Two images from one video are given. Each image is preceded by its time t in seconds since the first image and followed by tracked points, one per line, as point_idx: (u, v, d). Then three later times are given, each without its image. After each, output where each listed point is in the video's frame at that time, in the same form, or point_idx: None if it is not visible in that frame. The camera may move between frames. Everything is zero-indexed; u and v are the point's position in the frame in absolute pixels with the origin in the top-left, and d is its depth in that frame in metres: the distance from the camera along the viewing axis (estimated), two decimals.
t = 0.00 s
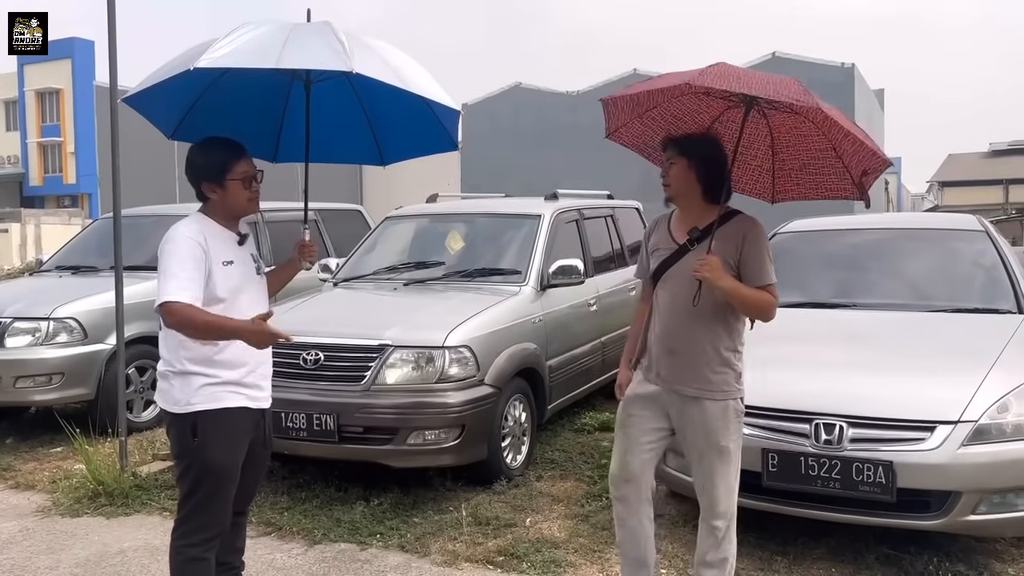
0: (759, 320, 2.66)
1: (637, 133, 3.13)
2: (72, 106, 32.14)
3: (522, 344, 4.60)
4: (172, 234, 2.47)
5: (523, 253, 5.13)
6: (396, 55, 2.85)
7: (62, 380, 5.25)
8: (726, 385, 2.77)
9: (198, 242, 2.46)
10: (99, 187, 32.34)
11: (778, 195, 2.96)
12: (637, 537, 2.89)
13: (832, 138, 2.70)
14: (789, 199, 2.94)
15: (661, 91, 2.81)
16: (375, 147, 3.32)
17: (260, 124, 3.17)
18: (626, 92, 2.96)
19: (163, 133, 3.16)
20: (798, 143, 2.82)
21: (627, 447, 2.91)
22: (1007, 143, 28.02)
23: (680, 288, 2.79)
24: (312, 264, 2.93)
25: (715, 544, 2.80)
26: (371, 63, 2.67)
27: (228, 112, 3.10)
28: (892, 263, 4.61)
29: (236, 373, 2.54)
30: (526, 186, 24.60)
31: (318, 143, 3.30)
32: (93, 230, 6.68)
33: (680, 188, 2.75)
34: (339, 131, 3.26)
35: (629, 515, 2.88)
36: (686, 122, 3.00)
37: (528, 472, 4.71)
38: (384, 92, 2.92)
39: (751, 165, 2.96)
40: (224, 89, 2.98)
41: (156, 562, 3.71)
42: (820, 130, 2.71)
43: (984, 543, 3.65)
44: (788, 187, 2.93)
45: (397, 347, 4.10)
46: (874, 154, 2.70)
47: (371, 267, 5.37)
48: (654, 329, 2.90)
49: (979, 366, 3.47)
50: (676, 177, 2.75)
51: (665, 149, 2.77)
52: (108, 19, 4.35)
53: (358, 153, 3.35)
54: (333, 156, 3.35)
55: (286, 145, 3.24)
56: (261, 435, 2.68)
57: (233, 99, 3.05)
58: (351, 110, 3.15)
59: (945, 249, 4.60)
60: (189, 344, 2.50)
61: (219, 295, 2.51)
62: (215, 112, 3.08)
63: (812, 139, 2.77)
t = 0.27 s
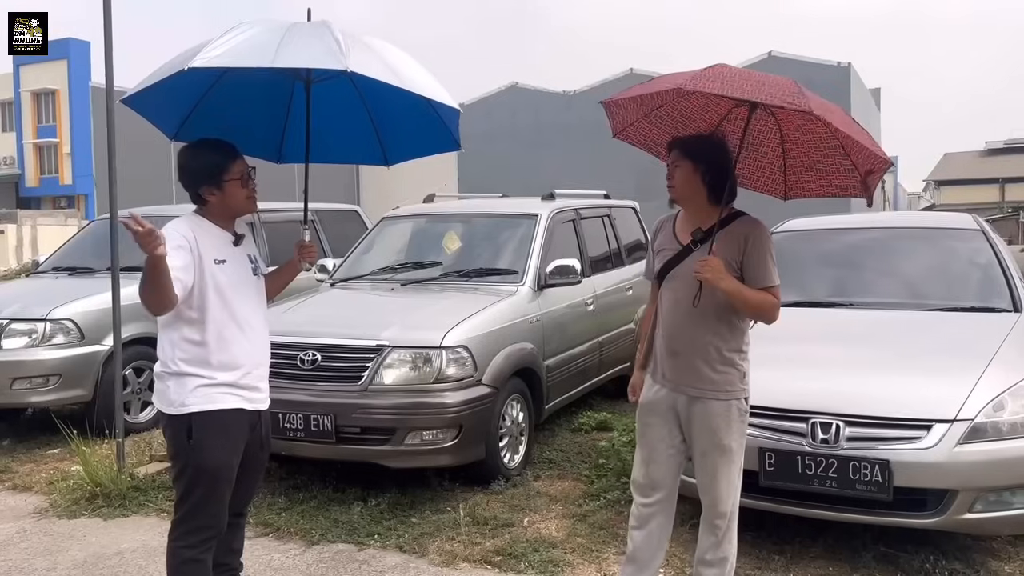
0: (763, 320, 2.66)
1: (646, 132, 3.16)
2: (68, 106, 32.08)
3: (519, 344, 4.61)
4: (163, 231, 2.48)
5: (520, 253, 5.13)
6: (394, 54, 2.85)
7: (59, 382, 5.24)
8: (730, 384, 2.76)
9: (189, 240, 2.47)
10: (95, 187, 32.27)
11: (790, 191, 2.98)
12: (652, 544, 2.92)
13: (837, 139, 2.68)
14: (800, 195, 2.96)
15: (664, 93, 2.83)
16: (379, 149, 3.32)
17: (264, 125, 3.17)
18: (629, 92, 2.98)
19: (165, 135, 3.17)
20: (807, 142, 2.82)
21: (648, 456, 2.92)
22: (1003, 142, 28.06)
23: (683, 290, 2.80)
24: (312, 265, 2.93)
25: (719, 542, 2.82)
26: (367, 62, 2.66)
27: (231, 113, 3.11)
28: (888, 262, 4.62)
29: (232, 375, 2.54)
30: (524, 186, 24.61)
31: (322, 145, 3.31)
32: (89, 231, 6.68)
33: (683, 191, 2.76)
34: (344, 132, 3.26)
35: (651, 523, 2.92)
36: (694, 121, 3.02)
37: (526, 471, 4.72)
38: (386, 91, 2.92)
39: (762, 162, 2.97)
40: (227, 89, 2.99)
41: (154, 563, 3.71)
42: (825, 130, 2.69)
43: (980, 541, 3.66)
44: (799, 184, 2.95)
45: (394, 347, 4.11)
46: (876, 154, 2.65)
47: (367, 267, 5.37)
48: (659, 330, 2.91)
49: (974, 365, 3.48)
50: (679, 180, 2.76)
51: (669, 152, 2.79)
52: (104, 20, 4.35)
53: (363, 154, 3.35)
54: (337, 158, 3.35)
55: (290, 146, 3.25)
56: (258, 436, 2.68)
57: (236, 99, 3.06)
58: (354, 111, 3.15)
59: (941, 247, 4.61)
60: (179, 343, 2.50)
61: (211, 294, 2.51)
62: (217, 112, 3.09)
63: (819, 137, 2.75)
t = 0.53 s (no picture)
0: (762, 318, 2.65)
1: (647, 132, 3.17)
2: (64, 107, 32.02)
3: (517, 344, 4.61)
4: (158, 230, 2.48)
5: (517, 253, 5.13)
6: (386, 52, 2.84)
7: (56, 382, 5.24)
8: (734, 384, 2.77)
9: (183, 240, 2.47)
10: (92, 188, 32.21)
11: (793, 191, 2.97)
12: (647, 542, 2.91)
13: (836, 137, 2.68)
14: (802, 195, 2.95)
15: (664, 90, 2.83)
16: (381, 147, 3.32)
17: (265, 126, 3.17)
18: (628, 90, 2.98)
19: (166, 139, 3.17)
20: (807, 141, 2.81)
21: (644, 451, 2.92)
22: (999, 141, 28.10)
23: (684, 289, 2.81)
24: (309, 265, 2.93)
25: (715, 541, 2.82)
26: (356, 59, 2.64)
27: (231, 115, 3.11)
28: (885, 261, 4.63)
29: (228, 374, 2.54)
30: (521, 185, 24.61)
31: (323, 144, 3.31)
32: (86, 232, 6.67)
33: (682, 192, 2.76)
34: (345, 132, 3.26)
35: (646, 520, 2.92)
36: (695, 120, 3.03)
37: (524, 471, 4.72)
38: (385, 90, 2.92)
39: (764, 162, 2.97)
40: (226, 90, 2.99)
41: (152, 563, 3.70)
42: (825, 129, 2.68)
43: (977, 540, 3.67)
44: (801, 184, 2.94)
45: (391, 347, 4.11)
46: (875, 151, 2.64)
47: (364, 267, 5.37)
48: (663, 330, 2.92)
49: (971, 364, 3.49)
50: (677, 181, 2.76)
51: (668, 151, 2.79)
52: (101, 20, 4.34)
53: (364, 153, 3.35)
54: (339, 157, 3.35)
55: (292, 146, 3.25)
56: (257, 437, 2.68)
57: (235, 100, 3.06)
58: (354, 110, 3.15)
59: (938, 246, 4.62)
60: (177, 343, 2.50)
61: (207, 294, 2.51)
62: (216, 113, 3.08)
63: (820, 135, 2.74)
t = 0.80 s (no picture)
0: (765, 317, 2.64)
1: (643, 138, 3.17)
2: (62, 106, 31.97)
3: (515, 343, 4.61)
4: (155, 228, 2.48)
5: (515, 252, 5.13)
6: (380, 49, 2.83)
7: (55, 382, 5.23)
8: (736, 382, 2.77)
9: (182, 240, 2.47)
10: (89, 187, 32.16)
11: (793, 186, 2.95)
12: (648, 542, 2.92)
13: (830, 127, 2.68)
14: (803, 190, 2.93)
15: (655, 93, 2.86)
16: (379, 146, 3.32)
17: (262, 127, 3.17)
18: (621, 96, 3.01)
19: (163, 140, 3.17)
20: (802, 134, 2.81)
21: (644, 450, 2.92)
22: (997, 140, 28.12)
23: (687, 288, 2.81)
24: (306, 263, 2.93)
25: (715, 540, 2.83)
26: (348, 54, 2.64)
27: (229, 117, 3.11)
28: (882, 260, 4.64)
29: (227, 374, 2.54)
30: (519, 185, 24.61)
31: (321, 145, 3.32)
32: (84, 231, 6.66)
33: (684, 192, 2.76)
34: (342, 130, 3.26)
35: (646, 519, 2.92)
36: (690, 123, 3.03)
37: (522, 470, 4.72)
38: (383, 86, 2.92)
39: (761, 160, 2.96)
40: (221, 89, 3.00)
41: (150, 563, 3.70)
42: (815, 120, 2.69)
43: (975, 538, 3.68)
44: (800, 179, 2.92)
45: (390, 347, 4.11)
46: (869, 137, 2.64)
47: (362, 267, 5.37)
48: (664, 328, 2.92)
49: (969, 362, 3.49)
50: (679, 181, 2.76)
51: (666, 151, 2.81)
52: (98, 19, 4.33)
53: (363, 152, 3.35)
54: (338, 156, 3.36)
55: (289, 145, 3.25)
56: (256, 437, 2.68)
57: (232, 100, 3.06)
58: (352, 108, 3.15)
59: (936, 245, 4.62)
60: (177, 343, 2.50)
61: (206, 293, 2.52)
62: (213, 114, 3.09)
63: (812, 128, 2.75)
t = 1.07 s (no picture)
0: (767, 314, 2.64)
1: (638, 142, 3.15)
2: (61, 104, 31.94)
3: (514, 341, 4.61)
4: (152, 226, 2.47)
5: (514, 251, 5.13)
6: (377, 45, 2.83)
7: (54, 380, 5.23)
8: (737, 380, 2.77)
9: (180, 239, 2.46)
10: (88, 185, 32.12)
11: (788, 188, 2.98)
12: (647, 540, 2.92)
13: (828, 124, 2.70)
14: (798, 191, 2.96)
15: (654, 94, 2.84)
16: (375, 142, 3.33)
17: (259, 123, 3.18)
18: (616, 100, 2.98)
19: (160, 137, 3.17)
20: (798, 135, 2.83)
21: (644, 448, 2.91)
22: (996, 139, 28.11)
23: (689, 285, 2.81)
24: (305, 260, 2.93)
25: (714, 537, 2.83)
26: (345, 51, 2.64)
27: (225, 113, 3.12)
28: (881, 258, 4.64)
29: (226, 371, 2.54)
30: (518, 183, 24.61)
31: (320, 138, 3.32)
32: (83, 229, 6.66)
33: (686, 189, 2.77)
34: (339, 127, 3.27)
35: (645, 518, 2.92)
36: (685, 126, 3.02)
37: (521, 468, 4.72)
38: (380, 83, 2.92)
39: (756, 162, 2.97)
40: (216, 86, 2.98)
41: (149, 561, 3.70)
42: (814, 117, 2.71)
43: (974, 536, 3.68)
44: (795, 180, 2.95)
45: (389, 345, 4.11)
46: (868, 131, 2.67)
47: (361, 265, 5.36)
48: (665, 325, 2.92)
49: (968, 360, 3.49)
50: (683, 179, 2.76)
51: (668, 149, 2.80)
52: (97, 17, 4.33)
53: (359, 148, 3.37)
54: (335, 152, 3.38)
55: (285, 141, 3.27)
56: (256, 434, 2.68)
57: (228, 97, 3.06)
58: (349, 105, 3.16)
59: (935, 244, 4.62)
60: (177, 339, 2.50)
61: (206, 290, 2.52)
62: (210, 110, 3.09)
63: (809, 126, 2.77)
